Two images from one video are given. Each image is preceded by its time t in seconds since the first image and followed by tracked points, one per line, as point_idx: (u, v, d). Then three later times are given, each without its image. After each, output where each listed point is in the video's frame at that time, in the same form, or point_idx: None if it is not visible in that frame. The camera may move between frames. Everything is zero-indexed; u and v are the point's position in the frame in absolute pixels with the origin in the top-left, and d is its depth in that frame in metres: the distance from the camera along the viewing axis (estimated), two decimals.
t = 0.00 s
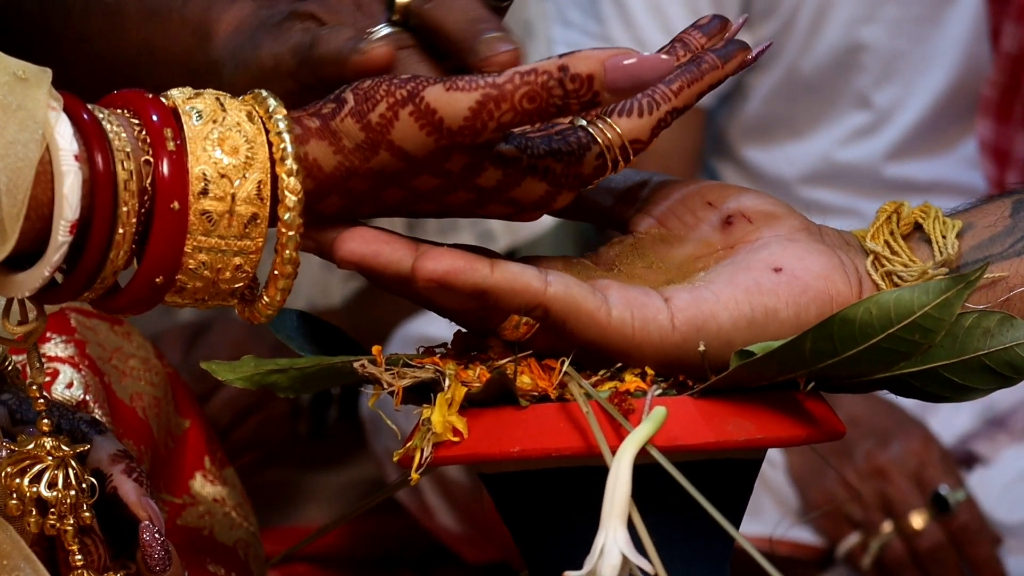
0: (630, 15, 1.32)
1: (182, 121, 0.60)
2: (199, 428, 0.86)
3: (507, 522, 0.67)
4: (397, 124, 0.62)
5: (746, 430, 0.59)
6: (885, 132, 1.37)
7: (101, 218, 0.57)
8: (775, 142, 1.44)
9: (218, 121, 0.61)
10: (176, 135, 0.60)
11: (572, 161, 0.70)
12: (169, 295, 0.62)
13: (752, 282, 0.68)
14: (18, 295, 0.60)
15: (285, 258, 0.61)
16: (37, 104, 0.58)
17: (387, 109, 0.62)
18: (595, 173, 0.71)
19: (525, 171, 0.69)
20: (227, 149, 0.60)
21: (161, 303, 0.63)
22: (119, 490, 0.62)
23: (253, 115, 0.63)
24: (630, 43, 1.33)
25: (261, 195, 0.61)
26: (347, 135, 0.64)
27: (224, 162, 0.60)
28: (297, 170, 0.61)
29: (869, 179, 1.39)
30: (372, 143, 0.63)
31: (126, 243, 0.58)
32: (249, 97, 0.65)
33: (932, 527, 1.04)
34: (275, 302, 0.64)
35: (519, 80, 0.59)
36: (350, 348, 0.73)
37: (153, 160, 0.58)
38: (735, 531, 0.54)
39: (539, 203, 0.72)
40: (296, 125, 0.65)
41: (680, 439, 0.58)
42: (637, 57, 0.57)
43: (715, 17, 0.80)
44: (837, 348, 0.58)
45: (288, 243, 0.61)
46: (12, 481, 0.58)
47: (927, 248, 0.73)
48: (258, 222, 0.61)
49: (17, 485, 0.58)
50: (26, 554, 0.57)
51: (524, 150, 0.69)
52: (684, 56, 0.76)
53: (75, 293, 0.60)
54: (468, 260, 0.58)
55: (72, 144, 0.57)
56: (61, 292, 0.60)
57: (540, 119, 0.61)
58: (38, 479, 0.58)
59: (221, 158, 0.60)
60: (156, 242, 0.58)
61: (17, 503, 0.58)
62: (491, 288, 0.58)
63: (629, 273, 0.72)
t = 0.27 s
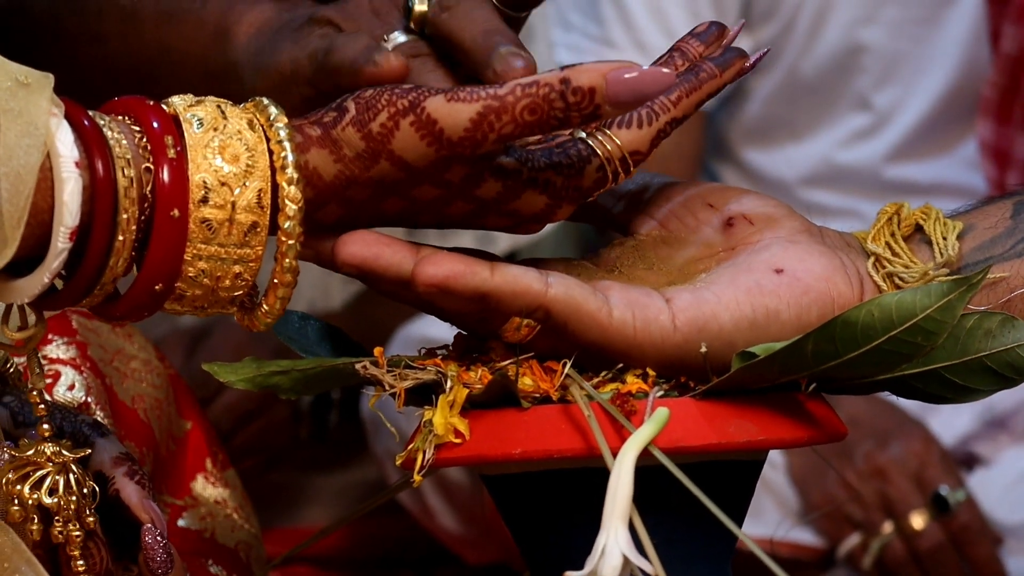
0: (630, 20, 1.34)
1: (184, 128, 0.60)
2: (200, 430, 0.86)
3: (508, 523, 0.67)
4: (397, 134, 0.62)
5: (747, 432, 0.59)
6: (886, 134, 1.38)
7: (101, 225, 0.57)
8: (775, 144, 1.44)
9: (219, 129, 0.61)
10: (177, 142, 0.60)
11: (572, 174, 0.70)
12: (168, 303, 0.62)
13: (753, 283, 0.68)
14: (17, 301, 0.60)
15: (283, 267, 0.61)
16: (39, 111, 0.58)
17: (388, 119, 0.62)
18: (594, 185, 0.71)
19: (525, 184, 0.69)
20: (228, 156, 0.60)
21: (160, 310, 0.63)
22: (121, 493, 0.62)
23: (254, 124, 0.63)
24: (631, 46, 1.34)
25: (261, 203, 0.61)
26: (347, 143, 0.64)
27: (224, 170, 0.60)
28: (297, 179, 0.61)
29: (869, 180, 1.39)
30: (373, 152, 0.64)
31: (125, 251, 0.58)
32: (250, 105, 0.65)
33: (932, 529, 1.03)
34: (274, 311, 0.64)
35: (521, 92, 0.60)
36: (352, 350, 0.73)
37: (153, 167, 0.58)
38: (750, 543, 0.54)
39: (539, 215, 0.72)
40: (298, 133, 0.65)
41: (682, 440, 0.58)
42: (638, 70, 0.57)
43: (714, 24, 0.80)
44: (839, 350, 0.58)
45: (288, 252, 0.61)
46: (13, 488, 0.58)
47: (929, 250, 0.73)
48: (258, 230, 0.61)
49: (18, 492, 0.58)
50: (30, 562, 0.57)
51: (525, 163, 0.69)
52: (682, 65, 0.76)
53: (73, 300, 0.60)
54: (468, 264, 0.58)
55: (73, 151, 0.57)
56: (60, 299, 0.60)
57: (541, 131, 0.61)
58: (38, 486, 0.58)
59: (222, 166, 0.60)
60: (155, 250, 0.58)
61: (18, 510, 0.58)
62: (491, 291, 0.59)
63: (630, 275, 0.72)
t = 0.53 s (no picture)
0: (631, 21, 1.34)
1: (188, 132, 0.60)
2: (203, 430, 0.86)
3: (511, 523, 0.66)
4: (402, 138, 0.62)
5: (750, 432, 0.59)
6: (886, 134, 1.38)
7: (104, 228, 0.57)
8: (775, 145, 1.45)
9: (223, 133, 0.61)
10: (181, 145, 0.60)
11: (575, 181, 0.70)
12: (170, 306, 0.62)
13: (756, 283, 0.68)
14: (20, 303, 0.60)
15: (287, 271, 0.61)
16: (43, 112, 0.57)
17: (393, 123, 0.62)
18: (597, 193, 0.71)
19: (529, 190, 0.69)
20: (232, 160, 0.60)
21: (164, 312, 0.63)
22: (124, 493, 0.62)
23: (258, 127, 0.63)
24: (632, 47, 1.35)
25: (265, 207, 0.61)
26: (352, 148, 0.64)
27: (229, 173, 0.60)
28: (301, 182, 0.61)
29: (869, 181, 1.39)
30: (377, 157, 0.64)
31: (129, 254, 0.58)
32: (254, 108, 0.65)
33: (934, 529, 1.03)
34: (277, 315, 0.63)
35: (527, 98, 0.60)
36: (355, 351, 0.73)
37: (158, 171, 0.58)
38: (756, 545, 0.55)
39: (543, 222, 0.72)
40: (302, 137, 0.65)
41: (684, 441, 0.58)
42: (643, 80, 0.57)
43: (715, 30, 0.79)
44: (842, 350, 0.58)
45: (291, 256, 0.61)
46: (16, 490, 0.58)
47: (932, 251, 0.73)
48: (262, 234, 0.61)
49: (20, 494, 0.58)
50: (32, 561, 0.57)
51: (528, 169, 0.69)
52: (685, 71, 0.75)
53: (77, 302, 0.60)
54: (471, 263, 0.58)
55: (77, 152, 0.57)
56: (64, 300, 0.60)
57: (546, 139, 0.60)
58: (40, 488, 0.58)
59: (226, 169, 0.60)
60: (159, 253, 0.58)
61: (21, 512, 0.58)
62: (494, 291, 0.59)
63: (633, 275, 0.72)
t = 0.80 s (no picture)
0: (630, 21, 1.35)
1: (186, 137, 0.60)
2: (200, 430, 0.86)
3: (507, 523, 0.66)
4: (399, 147, 0.62)
5: (747, 433, 0.59)
6: (885, 134, 1.38)
7: (102, 232, 0.57)
8: (774, 144, 1.46)
9: (220, 139, 0.61)
10: (178, 150, 0.60)
11: (572, 195, 0.71)
12: (167, 311, 0.62)
13: (753, 285, 0.68)
14: (16, 307, 0.60)
15: (284, 277, 0.61)
16: (42, 117, 0.57)
17: (391, 132, 0.62)
18: (593, 208, 0.72)
19: (525, 203, 0.69)
20: (229, 166, 0.60)
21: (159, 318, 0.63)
22: (120, 494, 0.62)
23: (255, 134, 0.63)
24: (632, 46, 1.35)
25: (262, 214, 0.61)
26: (349, 155, 0.64)
27: (226, 179, 0.60)
28: (299, 190, 0.61)
29: (868, 180, 1.40)
30: (374, 165, 0.63)
31: (126, 258, 0.58)
32: (251, 115, 0.65)
33: (932, 528, 1.04)
34: (274, 321, 0.63)
35: (525, 110, 0.59)
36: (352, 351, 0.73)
37: (155, 176, 0.58)
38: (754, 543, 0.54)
39: (537, 235, 0.72)
40: (298, 144, 0.65)
41: (681, 442, 0.58)
42: (640, 95, 0.57)
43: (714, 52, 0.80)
44: (838, 351, 0.58)
45: (288, 263, 0.61)
46: (13, 495, 0.58)
47: (928, 252, 0.73)
48: (258, 240, 0.61)
49: (17, 500, 0.58)
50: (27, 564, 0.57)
51: (525, 181, 0.69)
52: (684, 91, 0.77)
53: (73, 306, 0.60)
54: (468, 265, 0.58)
55: (75, 158, 0.57)
56: (60, 305, 0.60)
57: (542, 150, 0.60)
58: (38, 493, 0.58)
59: (223, 175, 0.60)
60: (157, 257, 0.58)
61: (17, 517, 0.58)
62: (490, 294, 0.59)
63: (630, 276, 0.72)
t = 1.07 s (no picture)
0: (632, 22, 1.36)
1: (189, 130, 0.60)
2: (201, 430, 0.85)
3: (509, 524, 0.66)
4: (403, 137, 0.62)
5: (748, 434, 0.59)
6: (885, 135, 1.38)
7: (105, 226, 0.57)
8: (774, 146, 1.46)
9: (224, 131, 0.61)
10: (182, 143, 0.60)
11: (577, 179, 0.70)
12: (173, 304, 0.62)
13: (755, 286, 0.68)
14: (20, 302, 0.60)
15: (289, 269, 0.61)
16: (45, 111, 0.58)
17: (394, 122, 0.62)
18: (600, 191, 0.71)
19: (530, 188, 0.69)
20: (232, 158, 0.60)
21: (166, 311, 0.63)
22: (121, 495, 0.62)
23: (259, 125, 0.63)
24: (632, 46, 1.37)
25: (266, 206, 0.61)
26: (353, 146, 0.64)
27: (229, 172, 0.60)
28: (303, 180, 0.61)
29: (868, 182, 1.39)
30: (378, 156, 0.63)
31: (130, 252, 0.58)
32: (255, 108, 0.65)
33: (932, 529, 1.03)
34: (280, 314, 0.63)
35: (528, 96, 0.60)
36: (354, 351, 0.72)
37: (158, 169, 0.58)
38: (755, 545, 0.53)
39: (544, 221, 0.71)
40: (303, 136, 0.65)
41: (683, 443, 0.58)
42: (645, 77, 0.58)
43: (715, 29, 0.79)
44: (840, 352, 0.58)
45: (293, 255, 0.61)
46: (16, 491, 0.58)
47: (929, 253, 0.73)
48: (263, 232, 0.61)
49: (21, 496, 0.58)
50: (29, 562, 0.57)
51: (530, 167, 0.69)
52: (685, 70, 0.75)
53: (78, 301, 0.60)
54: (472, 266, 0.58)
55: (78, 151, 0.57)
56: (64, 299, 0.60)
57: (548, 136, 0.61)
58: (42, 489, 0.58)
59: (227, 168, 0.60)
60: (160, 252, 0.58)
61: (21, 514, 0.58)
62: (493, 295, 0.59)
63: (631, 278, 0.72)
